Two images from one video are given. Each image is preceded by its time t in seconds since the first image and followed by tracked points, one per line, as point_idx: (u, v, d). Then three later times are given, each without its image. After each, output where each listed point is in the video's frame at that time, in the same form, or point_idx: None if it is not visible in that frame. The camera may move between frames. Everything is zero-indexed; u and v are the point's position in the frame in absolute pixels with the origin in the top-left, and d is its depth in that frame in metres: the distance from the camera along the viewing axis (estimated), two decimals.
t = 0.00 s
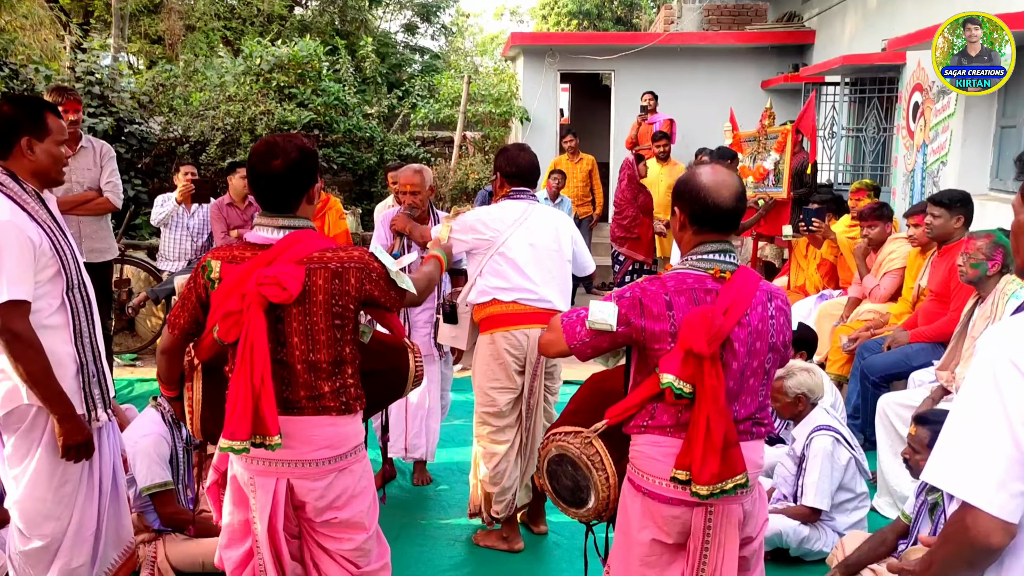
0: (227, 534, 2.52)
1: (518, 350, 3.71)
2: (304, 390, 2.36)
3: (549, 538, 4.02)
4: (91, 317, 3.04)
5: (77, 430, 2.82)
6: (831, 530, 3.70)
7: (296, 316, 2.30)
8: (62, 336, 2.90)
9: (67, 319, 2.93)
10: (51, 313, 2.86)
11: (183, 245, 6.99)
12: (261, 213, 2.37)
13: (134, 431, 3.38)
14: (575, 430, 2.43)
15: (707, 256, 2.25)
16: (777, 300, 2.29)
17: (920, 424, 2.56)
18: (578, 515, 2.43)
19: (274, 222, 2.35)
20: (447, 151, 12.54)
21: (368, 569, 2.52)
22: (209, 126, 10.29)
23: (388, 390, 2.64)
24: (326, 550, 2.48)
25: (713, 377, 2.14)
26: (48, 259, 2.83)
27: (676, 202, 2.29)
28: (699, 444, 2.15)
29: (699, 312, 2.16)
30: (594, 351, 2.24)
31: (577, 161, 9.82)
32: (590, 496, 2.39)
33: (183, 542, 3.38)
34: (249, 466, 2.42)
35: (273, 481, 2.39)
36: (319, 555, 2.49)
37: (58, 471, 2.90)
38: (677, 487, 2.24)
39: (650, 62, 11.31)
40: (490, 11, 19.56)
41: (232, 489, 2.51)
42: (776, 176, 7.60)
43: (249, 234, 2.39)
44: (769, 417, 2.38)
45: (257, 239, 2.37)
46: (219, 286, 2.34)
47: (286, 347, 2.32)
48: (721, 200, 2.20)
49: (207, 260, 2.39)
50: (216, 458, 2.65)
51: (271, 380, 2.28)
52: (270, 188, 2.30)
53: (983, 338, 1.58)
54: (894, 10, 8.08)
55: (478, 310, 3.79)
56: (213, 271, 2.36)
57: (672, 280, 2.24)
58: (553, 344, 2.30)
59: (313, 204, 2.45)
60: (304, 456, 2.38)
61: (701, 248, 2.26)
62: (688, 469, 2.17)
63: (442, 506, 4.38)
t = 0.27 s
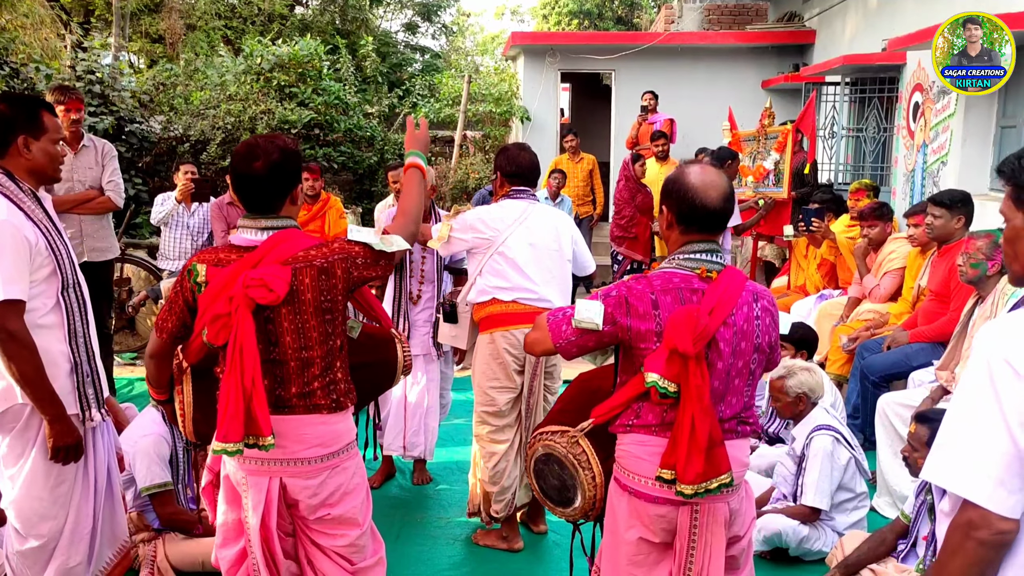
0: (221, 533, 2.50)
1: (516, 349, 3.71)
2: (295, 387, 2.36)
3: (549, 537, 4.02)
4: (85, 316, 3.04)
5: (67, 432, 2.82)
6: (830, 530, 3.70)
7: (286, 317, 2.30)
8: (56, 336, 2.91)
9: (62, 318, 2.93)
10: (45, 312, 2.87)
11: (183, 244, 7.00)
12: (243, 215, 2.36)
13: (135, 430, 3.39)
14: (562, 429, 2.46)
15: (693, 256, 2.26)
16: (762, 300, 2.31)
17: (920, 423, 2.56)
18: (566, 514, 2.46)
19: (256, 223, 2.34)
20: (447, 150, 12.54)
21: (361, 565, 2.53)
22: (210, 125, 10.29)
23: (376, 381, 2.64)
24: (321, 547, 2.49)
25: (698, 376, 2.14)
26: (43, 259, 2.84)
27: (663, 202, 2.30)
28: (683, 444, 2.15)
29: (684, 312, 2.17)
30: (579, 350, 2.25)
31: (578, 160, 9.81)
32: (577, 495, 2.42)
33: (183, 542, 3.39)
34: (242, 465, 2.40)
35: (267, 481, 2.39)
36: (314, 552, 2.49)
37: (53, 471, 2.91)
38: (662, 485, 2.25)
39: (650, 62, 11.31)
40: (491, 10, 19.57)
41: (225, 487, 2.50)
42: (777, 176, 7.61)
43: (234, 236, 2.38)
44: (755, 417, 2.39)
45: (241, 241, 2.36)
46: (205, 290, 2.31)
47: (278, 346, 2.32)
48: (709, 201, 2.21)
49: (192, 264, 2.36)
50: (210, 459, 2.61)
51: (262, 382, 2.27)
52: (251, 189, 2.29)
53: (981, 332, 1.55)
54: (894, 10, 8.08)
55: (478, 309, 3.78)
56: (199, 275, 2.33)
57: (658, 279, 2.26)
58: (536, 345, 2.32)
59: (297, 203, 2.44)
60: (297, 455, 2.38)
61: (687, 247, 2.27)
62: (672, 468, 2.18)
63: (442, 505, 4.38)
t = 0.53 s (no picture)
0: (227, 531, 2.51)
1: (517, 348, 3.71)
2: (299, 384, 2.35)
3: (549, 536, 4.02)
4: (82, 316, 3.05)
5: (63, 432, 2.81)
6: (831, 530, 3.69)
7: (288, 315, 2.29)
8: (54, 335, 2.91)
9: (60, 318, 2.93)
10: (44, 311, 2.87)
11: (184, 242, 7.00)
12: (240, 216, 2.35)
13: (136, 429, 3.39)
14: (554, 429, 2.47)
15: (684, 255, 2.27)
16: (753, 300, 2.31)
17: (921, 422, 2.56)
18: (558, 514, 2.46)
19: (254, 223, 2.33)
20: (449, 150, 12.54)
21: (364, 563, 2.52)
22: (211, 124, 10.30)
23: (380, 372, 2.68)
24: (324, 544, 2.49)
25: (688, 376, 2.15)
26: (43, 259, 2.84)
27: (654, 200, 2.32)
28: (672, 444, 2.16)
29: (675, 312, 2.18)
30: (568, 348, 2.28)
31: (580, 160, 9.80)
32: (568, 494, 2.41)
33: (184, 540, 3.39)
34: (247, 463, 2.41)
35: (271, 479, 2.39)
36: (317, 550, 2.50)
37: (51, 470, 2.90)
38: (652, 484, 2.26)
39: (652, 62, 11.31)
40: (492, 10, 19.57)
41: (230, 485, 2.49)
42: (777, 175, 7.61)
43: (232, 237, 2.38)
44: (745, 415, 2.39)
45: (239, 242, 2.36)
46: (205, 292, 2.31)
47: (283, 345, 2.32)
48: (696, 198, 2.21)
49: (192, 266, 2.37)
50: (216, 459, 2.62)
51: (266, 381, 2.26)
52: (248, 189, 2.29)
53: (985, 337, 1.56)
54: (896, 10, 8.07)
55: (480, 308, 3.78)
56: (199, 278, 2.33)
57: (648, 279, 2.27)
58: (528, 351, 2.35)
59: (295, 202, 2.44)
60: (301, 452, 2.38)
61: (678, 247, 2.28)
62: (662, 467, 2.18)
63: (442, 504, 4.38)
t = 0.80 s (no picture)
0: (237, 529, 2.52)
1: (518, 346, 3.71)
2: (311, 381, 2.35)
3: (549, 536, 4.02)
4: (83, 313, 3.05)
5: (64, 429, 2.82)
6: (832, 530, 3.69)
7: (299, 313, 2.29)
8: (55, 333, 2.90)
9: (61, 315, 2.93)
10: (46, 309, 2.87)
11: (185, 240, 7.00)
12: (250, 214, 2.35)
13: (136, 428, 3.39)
14: (550, 429, 2.47)
15: (676, 254, 2.27)
16: (746, 298, 2.30)
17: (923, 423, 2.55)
18: (555, 513, 2.47)
19: (264, 222, 2.32)
20: (450, 148, 12.53)
21: (373, 562, 2.51)
22: (212, 122, 10.30)
23: (388, 369, 2.66)
24: (332, 542, 2.49)
25: (681, 375, 2.15)
26: (47, 257, 2.84)
27: (645, 200, 2.34)
28: (666, 442, 2.16)
29: (666, 311, 2.17)
30: (562, 348, 2.30)
31: (581, 159, 9.79)
32: (565, 494, 2.42)
33: (185, 538, 3.39)
34: (258, 461, 2.41)
35: (282, 476, 2.39)
36: (325, 548, 2.49)
37: (50, 467, 2.90)
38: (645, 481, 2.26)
39: (654, 61, 11.30)
40: (494, 8, 19.54)
41: (240, 483, 2.49)
42: (779, 175, 7.61)
43: (242, 236, 2.36)
44: (740, 413, 2.38)
45: (248, 240, 2.34)
46: (215, 291, 2.30)
47: (295, 343, 2.32)
48: (680, 196, 2.24)
49: (201, 265, 2.35)
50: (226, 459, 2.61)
51: (277, 380, 2.25)
52: (255, 187, 2.28)
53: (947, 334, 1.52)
54: (898, 10, 8.07)
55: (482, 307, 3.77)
56: (209, 277, 2.32)
57: (641, 278, 2.27)
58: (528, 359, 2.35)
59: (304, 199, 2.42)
60: (311, 451, 2.38)
61: (670, 246, 2.29)
62: (657, 466, 2.18)
63: (443, 503, 4.38)
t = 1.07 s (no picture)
0: (254, 528, 2.52)
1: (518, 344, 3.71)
2: (329, 380, 2.35)
3: (549, 534, 4.02)
4: (90, 306, 3.04)
5: (78, 423, 2.83)
6: (833, 530, 3.70)
7: (316, 312, 2.29)
8: (64, 327, 2.91)
9: (70, 309, 2.93)
10: (55, 303, 2.87)
11: (186, 238, 7.00)
12: (267, 213, 2.35)
13: (137, 424, 3.38)
14: (549, 425, 2.49)
15: (672, 252, 2.28)
16: (742, 296, 2.29)
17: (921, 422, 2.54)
18: (553, 510, 2.48)
19: (281, 221, 2.32)
20: (451, 147, 12.53)
21: (386, 561, 2.50)
22: (213, 120, 10.30)
23: (406, 365, 2.68)
24: (345, 539, 2.48)
25: (675, 372, 2.15)
26: (54, 252, 2.84)
27: (641, 197, 2.34)
28: (659, 439, 2.16)
29: (660, 309, 2.17)
30: (559, 346, 2.31)
31: (584, 158, 9.78)
32: (563, 490, 2.44)
33: (185, 535, 3.40)
34: (277, 460, 2.41)
35: (302, 475, 2.39)
36: (338, 545, 2.48)
37: (56, 461, 2.91)
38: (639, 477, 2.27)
39: (655, 60, 11.30)
40: (495, 7, 19.54)
41: (259, 481, 2.50)
42: (780, 174, 7.62)
43: (259, 234, 2.37)
44: (735, 411, 2.37)
45: (265, 240, 2.35)
46: (233, 290, 2.29)
47: (312, 342, 2.31)
48: (674, 192, 2.24)
49: (219, 265, 2.34)
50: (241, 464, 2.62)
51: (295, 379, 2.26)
52: (272, 186, 2.27)
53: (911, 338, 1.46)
54: (899, 9, 8.06)
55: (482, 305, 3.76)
56: (227, 276, 2.31)
57: (636, 275, 2.28)
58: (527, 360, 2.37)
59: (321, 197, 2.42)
60: (330, 449, 2.38)
61: (667, 243, 2.29)
62: (650, 462, 2.19)
63: (443, 501, 4.38)
